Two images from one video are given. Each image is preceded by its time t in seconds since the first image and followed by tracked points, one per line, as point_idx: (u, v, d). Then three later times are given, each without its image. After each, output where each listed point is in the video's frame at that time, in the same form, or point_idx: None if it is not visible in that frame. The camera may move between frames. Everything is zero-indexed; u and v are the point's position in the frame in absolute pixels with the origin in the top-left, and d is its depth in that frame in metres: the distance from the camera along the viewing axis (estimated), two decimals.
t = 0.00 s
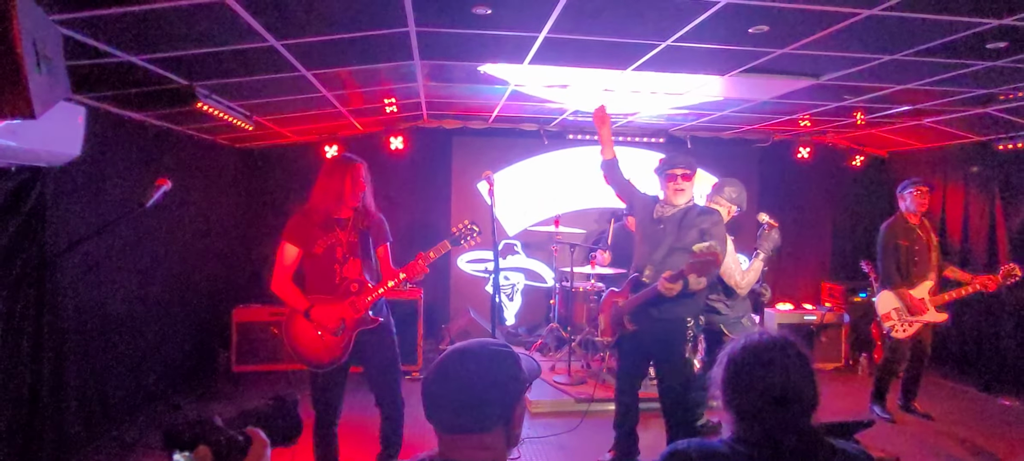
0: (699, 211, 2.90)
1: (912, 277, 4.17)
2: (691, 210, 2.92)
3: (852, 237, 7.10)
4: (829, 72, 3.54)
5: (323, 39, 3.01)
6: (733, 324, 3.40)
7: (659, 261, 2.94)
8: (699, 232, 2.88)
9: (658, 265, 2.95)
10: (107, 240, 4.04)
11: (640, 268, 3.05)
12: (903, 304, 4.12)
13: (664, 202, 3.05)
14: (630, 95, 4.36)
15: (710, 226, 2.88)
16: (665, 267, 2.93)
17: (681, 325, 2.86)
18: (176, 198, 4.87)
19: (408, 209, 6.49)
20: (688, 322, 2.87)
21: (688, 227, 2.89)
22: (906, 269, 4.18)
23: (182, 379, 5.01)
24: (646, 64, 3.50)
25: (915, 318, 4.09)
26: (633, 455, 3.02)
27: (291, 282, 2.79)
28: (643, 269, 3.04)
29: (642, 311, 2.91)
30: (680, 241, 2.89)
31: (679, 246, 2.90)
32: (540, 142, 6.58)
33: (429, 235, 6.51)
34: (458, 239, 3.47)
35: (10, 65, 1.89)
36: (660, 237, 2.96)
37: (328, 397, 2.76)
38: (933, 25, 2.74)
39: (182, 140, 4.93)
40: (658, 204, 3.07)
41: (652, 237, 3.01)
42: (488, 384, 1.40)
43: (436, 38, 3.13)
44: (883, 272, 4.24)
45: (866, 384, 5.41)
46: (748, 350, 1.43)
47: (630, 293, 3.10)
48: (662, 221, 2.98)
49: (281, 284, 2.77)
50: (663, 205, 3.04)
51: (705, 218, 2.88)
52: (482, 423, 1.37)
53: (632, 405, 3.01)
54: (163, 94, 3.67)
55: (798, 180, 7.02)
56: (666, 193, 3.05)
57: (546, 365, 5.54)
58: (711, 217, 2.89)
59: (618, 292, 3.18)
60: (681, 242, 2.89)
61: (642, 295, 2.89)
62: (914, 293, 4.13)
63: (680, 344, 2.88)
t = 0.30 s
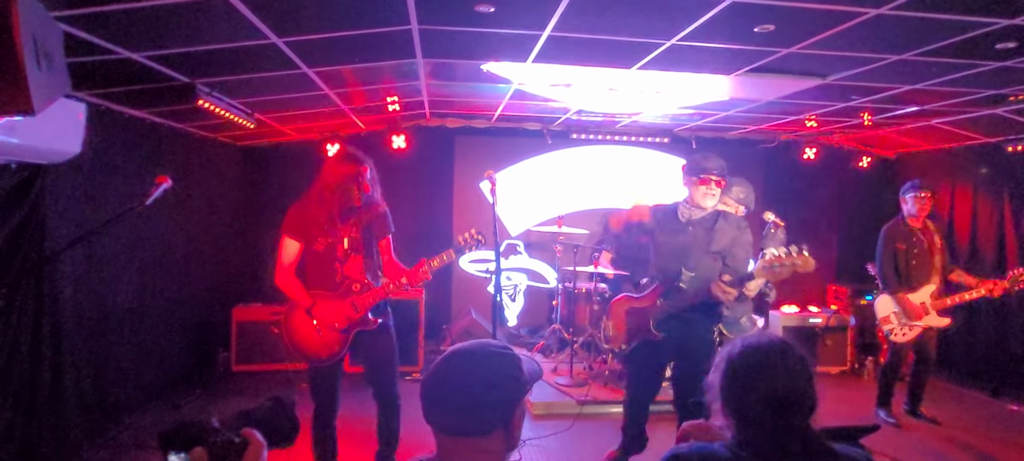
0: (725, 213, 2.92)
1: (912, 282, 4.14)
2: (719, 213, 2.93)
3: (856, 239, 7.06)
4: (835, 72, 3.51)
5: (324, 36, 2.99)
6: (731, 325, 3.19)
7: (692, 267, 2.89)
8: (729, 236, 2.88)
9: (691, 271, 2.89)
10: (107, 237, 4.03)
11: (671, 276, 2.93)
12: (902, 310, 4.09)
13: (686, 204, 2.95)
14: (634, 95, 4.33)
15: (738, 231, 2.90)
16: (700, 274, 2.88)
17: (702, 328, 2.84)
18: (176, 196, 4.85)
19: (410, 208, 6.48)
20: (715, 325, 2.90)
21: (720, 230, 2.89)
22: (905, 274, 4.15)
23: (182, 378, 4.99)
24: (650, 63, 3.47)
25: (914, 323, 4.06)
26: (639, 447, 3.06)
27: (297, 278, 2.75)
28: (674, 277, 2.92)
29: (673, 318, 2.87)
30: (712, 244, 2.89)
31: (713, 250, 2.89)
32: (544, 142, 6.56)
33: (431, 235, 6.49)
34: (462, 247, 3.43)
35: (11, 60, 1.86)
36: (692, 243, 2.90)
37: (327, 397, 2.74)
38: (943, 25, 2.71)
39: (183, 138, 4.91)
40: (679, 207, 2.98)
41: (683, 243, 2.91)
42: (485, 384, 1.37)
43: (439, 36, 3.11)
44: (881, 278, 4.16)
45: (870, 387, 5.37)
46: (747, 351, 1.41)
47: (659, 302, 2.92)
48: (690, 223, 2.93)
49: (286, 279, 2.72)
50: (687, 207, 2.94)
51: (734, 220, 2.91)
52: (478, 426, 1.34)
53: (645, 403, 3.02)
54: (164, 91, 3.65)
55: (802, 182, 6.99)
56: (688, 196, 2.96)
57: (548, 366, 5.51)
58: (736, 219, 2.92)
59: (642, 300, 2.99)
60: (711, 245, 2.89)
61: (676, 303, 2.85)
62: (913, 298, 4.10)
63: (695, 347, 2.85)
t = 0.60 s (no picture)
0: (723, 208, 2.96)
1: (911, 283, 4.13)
2: (719, 209, 2.96)
3: (858, 242, 7.06)
4: (836, 75, 3.51)
5: (325, 37, 3.00)
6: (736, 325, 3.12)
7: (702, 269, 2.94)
8: (734, 234, 2.93)
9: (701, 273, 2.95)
10: (108, 237, 4.04)
11: (686, 279, 2.93)
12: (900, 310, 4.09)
13: (686, 198, 2.94)
14: (635, 97, 4.33)
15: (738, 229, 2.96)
16: (710, 274, 2.93)
17: (713, 342, 2.87)
18: (177, 195, 4.86)
19: (411, 209, 6.47)
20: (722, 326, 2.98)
21: (724, 229, 2.93)
22: (904, 276, 4.16)
23: (181, 378, 4.98)
24: (652, 65, 3.48)
25: (910, 324, 4.07)
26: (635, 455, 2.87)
27: (298, 278, 2.77)
28: (689, 281, 2.92)
29: (688, 322, 2.85)
30: (719, 244, 2.92)
31: (719, 248, 2.93)
32: (545, 143, 6.55)
33: (432, 236, 6.48)
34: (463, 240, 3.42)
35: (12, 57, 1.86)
36: (701, 244, 2.92)
37: (327, 397, 2.74)
38: (944, 28, 2.71)
39: (184, 137, 4.92)
40: (678, 201, 2.97)
41: (694, 245, 2.91)
42: (484, 384, 1.37)
43: (440, 38, 3.11)
44: (880, 278, 4.16)
45: (871, 390, 5.37)
46: (733, 357, 1.40)
47: (673, 305, 2.87)
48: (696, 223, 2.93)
49: (283, 278, 2.72)
50: (688, 202, 2.93)
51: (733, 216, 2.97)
52: (476, 426, 1.35)
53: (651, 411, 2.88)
54: (165, 91, 3.65)
55: (804, 185, 6.99)
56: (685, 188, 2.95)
57: (548, 368, 5.50)
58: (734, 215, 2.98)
59: (652, 302, 2.92)
60: (717, 245, 2.93)
61: (692, 306, 2.84)
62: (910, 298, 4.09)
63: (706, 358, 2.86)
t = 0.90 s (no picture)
0: (709, 214, 2.99)
1: (910, 288, 4.15)
2: (706, 216, 2.99)
3: (857, 245, 7.06)
4: (835, 78, 3.51)
5: (323, 38, 2.98)
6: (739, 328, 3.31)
7: (693, 277, 2.92)
8: (723, 239, 2.96)
9: (692, 280, 2.93)
10: (104, 238, 4.02)
11: (677, 288, 2.91)
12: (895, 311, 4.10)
13: (673, 204, 2.97)
14: (634, 99, 4.32)
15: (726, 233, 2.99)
16: (700, 282, 2.93)
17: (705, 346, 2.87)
18: (174, 197, 4.84)
19: (409, 211, 6.46)
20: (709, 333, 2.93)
21: (712, 235, 2.95)
22: (905, 278, 4.14)
23: (177, 381, 4.95)
24: (651, 68, 3.47)
25: (903, 327, 4.09)
26: None
27: (292, 284, 2.75)
28: (681, 289, 2.91)
29: (681, 330, 2.85)
30: (710, 250, 2.93)
31: (708, 254, 2.93)
32: (544, 146, 6.55)
33: (430, 238, 6.47)
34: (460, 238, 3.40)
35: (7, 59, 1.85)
36: (693, 251, 2.91)
37: (325, 400, 2.72)
38: (942, 32, 2.72)
39: (182, 139, 4.90)
40: (665, 206, 2.99)
41: (685, 253, 2.90)
42: (478, 389, 1.35)
43: (438, 39, 3.10)
44: (880, 278, 4.14)
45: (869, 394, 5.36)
46: (736, 359, 1.40)
47: (666, 313, 2.87)
48: (687, 231, 2.93)
49: (279, 284, 2.72)
50: (675, 208, 2.96)
51: (720, 223, 2.99)
52: (471, 431, 1.34)
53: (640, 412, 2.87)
54: (161, 91, 3.63)
55: (802, 188, 6.98)
56: (672, 193, 2.99)
57: (546, 370, 5.49)
58: (720, 221, 3.01)
59: (647, 311, 2.89)
60: (708, 250, 2.93)
61: (686, 314, 2.85)
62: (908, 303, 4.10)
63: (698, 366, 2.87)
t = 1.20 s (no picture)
0: (701, 229, 3.01)
1: (910, 290, 4.17)
2: (699, 231, 3.00)
3: (846, 250, 7.11)
4: (824, 84, 3.54)
5: (313, 42, 2.97)
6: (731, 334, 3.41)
7: (680, 285, 2.94)
8: (711, 251, 2.97)
9: (677, 289, 2.94)
10: (92, 241, 3.98)
11: (665, 297, 2.92)
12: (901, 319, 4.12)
13: (669, 216, 2.96)
14: (625, 104, 4.34)
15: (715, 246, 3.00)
16: (688, 290, 2.94)
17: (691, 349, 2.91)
18: (163, 201, 4.80)
19: (401, 216, 6.44)
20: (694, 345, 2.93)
21: (703, 249, 2.96)
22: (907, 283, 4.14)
23: (165, 386, 4.90)
24: (642, 73, 3.48)
25: (914, 332, 4.07)
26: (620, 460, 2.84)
27: (280, 286, 2.72)
28: (666, 298, 2.92)
29: (666, 338, 2.86)
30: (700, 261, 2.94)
31: (697, 266, 2.95)
32: (536, 150, 6.55)
33: (421, 243, 6.45)
34: (457, 261, 3.40)
35: None
36: (681, 261, 2.92)
37: (312, 406, 2.70)
38: (927, 40, 2.76)
39: (171, 142, 4.87)
40: (660, 219, 2.98)
41: (674, 262, 2.92)
42: (469, 395, 1.35)
43: (430, 44, 3.10)
44: (880, 286, 4.20)
45: (858, 398, 5.39)
46: (740, 360, 1.41)
47: (652, 323, 2.85)
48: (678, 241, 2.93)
49: (267, 286, 2.69)
50: (671, 220, 2.95)
51: (711, 238, 3.01)
52: (462, 436, 1.33)
53: (631, 419, 2.86)
54: (150, 95, 3.61)
55: (793, 193, 7.02)
56: (668, 206, 2.98)
57: (538, 375, 5.47)
58: (712, 237, 3.02)
59: (633, 321, 2.89)
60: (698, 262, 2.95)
61: (670, 323, 2.85)
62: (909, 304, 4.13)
63: (684, 371, 2.89)
